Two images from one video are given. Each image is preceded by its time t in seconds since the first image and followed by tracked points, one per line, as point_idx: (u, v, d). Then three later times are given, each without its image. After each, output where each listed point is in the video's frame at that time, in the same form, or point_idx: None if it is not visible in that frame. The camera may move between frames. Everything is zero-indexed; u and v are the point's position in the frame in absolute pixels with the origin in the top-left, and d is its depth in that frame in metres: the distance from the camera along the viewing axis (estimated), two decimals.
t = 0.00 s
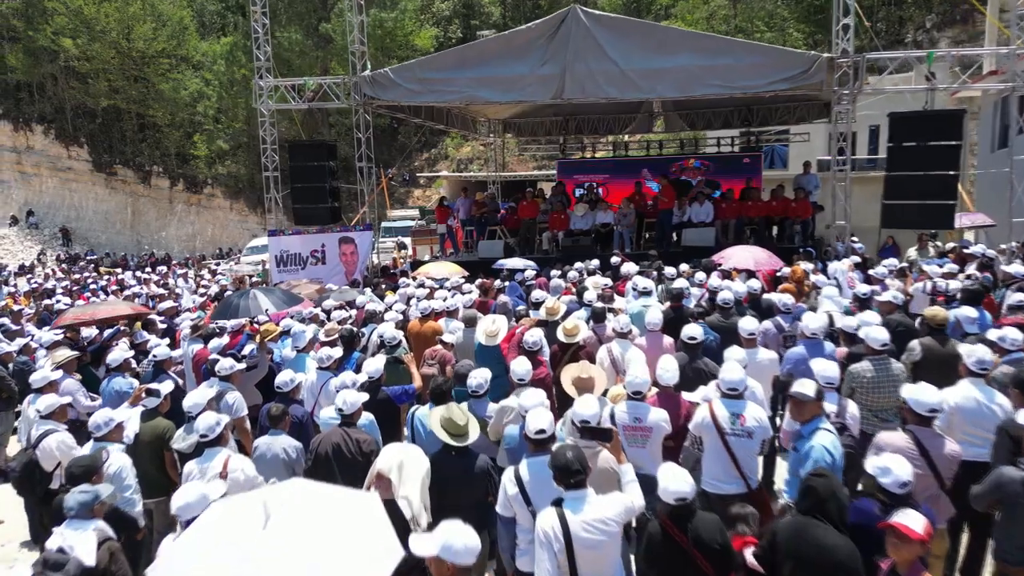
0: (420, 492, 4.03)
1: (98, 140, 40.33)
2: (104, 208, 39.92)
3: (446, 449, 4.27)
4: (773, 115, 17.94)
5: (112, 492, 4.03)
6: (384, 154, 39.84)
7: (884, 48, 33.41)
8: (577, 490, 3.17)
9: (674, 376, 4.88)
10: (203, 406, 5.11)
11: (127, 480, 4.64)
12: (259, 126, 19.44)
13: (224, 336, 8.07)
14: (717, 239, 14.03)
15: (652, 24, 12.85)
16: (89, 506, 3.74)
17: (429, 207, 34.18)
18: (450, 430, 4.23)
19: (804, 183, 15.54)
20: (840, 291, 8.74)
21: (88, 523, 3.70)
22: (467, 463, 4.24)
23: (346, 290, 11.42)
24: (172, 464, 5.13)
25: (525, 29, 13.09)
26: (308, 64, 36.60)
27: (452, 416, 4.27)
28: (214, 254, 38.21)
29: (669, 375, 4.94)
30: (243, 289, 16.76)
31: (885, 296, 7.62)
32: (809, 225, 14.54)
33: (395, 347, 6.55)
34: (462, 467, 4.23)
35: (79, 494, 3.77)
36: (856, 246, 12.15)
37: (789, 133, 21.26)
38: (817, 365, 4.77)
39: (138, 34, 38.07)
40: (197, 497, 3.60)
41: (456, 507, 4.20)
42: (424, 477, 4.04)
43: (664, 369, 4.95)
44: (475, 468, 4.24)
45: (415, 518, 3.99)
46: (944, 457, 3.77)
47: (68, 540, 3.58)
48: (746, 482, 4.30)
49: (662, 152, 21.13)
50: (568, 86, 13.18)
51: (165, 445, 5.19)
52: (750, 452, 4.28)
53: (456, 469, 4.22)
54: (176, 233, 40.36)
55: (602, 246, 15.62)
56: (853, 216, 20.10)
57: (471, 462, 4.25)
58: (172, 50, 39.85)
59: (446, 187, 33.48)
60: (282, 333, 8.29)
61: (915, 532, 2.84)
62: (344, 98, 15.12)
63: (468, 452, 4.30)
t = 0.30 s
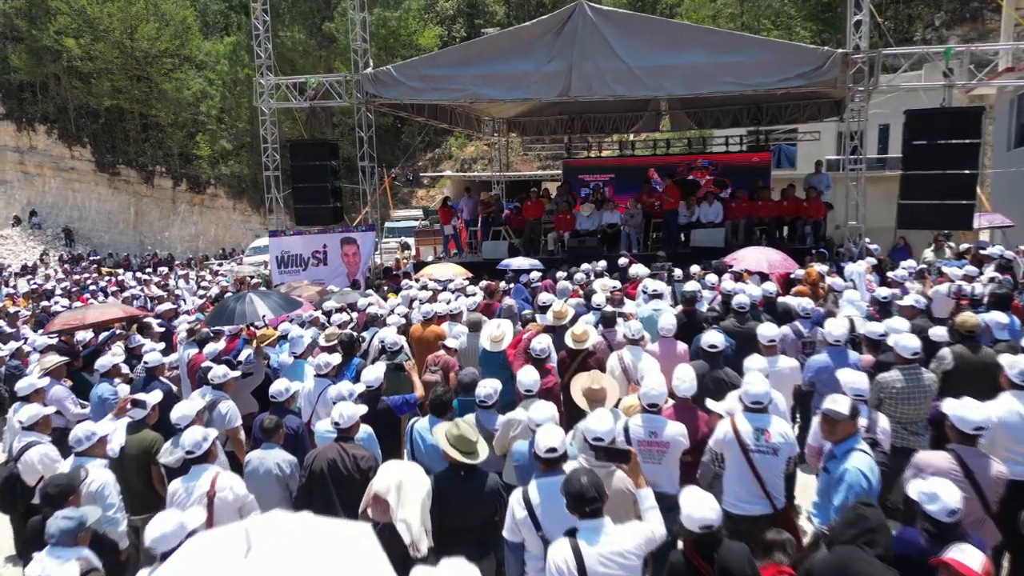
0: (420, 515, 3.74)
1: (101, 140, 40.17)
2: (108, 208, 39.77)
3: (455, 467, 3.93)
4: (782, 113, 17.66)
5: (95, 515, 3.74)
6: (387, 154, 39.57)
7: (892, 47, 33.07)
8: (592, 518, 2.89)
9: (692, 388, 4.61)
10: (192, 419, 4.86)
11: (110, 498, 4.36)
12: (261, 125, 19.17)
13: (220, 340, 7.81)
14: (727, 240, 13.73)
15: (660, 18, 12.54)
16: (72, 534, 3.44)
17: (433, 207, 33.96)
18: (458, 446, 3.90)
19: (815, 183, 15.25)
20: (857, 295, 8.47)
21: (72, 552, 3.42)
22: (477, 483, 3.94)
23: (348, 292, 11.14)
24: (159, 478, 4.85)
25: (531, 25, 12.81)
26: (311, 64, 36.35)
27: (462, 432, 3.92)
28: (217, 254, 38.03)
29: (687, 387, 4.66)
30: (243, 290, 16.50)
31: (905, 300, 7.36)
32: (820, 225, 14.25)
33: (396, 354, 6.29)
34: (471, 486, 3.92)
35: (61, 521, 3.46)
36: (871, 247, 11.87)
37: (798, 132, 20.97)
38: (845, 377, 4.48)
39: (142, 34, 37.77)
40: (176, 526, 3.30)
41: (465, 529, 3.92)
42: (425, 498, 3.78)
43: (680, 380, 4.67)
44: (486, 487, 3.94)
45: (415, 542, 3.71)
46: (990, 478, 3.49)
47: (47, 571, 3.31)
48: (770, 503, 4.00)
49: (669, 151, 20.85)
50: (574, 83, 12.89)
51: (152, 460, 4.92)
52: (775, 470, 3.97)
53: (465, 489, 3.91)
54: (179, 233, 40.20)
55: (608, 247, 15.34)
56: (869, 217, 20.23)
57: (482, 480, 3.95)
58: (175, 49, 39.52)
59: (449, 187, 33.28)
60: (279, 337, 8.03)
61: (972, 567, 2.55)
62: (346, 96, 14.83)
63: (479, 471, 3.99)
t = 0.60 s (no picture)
0: (418, 538, 3.48)
1: (104, 140, 39.98)
2: (111, 208, 39.64)
3: (463, 488, 3.70)
4: (792, 111, 17.38)
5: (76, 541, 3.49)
6: (391, 153, 39.32)
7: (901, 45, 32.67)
8: (607, 553, 2.59)
9: (710, 400, 4.37)
10: (178, 431, 4.64)
11: (91, 516, 4.09)
12: (261, 125, 18.95)
13: (214, 345, 7.58)
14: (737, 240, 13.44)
15: (667, 14, 12.26)
16: (52, 563, 3.20)
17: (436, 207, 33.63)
18: (467, 465, 3.67)
19: (826, 182, 14.95)
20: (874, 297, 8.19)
21: None
22: (487, 504, 3.67)
23: (349, 293, 10.88)
24: (144, 492, 4.60)
25: (536, 20, 12.53)
26: (315, 63, 36.05)
27: (471, 450, 3.69)
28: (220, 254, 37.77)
29: (704, 399, 4.41)
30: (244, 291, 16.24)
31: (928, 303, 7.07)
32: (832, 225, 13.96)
33: (397, 359, 6.08)
34: (480, 508, 3.66)
35: (40, 549, 3.22)
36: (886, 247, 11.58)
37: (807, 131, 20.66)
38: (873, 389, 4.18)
39: (145, 33, 37.53)
40: (155, 565, 2.96)
41: (473, 555, 3.65)
42: (422, 518, 3.51)
43: (698, 392, 4.42)
44: (496, 507, 3.67)
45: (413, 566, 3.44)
46: None
47: None
48: (797, 524, 3.72)
49: (676, 150, 20.55)
50: (579, 80, 12.62)
51: (136, 474, 4.67)
52: (802, 489, 3.69)
53: (474, 509, 3.65)
54: (182, 233, 39.98)
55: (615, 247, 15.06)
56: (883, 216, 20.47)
57: (493, 502, 3.70)
58: (179, 49, 39.11)
59: (453, 187, 33.00)
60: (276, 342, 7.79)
61: None
62: (347, 94, 14.55)
63: (488, 491, 3.74)
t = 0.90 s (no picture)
0: (417, 563, 3.18)
1: (107, 140, 39.82)
2: (113, 208, 39.53)
3: (472, 508, 3.43)
4: (801, 110, 17.10)
5: (50, 565, 3.21)
6: (393, 153, 39.18)
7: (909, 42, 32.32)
8: None
9: (731, 413, 4.12)
10: (165, 443, 4.38)
11: (69, 536, 3.84)
12: (262, 123, 18.73)
13: (209, 351, 7.32)
14: (747, 240, 13.14)
15: (676, 10, 11.98)
16: None
17: (439, 208, 33.42)
18: (476, 483, 3.41)
19: (837, 181, 14.67)
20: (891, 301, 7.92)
21: None
22: (498, 529, 3.40)
23: (350, 295, 10.62)
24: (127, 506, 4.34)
25: (541, 16, 12.26)
26: (318, 62, 35.81)
27: (482, 468, 3.44)
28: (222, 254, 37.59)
29: (724, 411, 4.15)
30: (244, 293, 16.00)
31: (951, 308, 6.78)
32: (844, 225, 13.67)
33: (398, 365, 5.84)
34: (489, 531, 3.39)
35: None
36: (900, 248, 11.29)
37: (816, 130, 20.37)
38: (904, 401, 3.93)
39: (148, 34, 37.28)
40: None
41: None
42: (421, 543, 3.21)
43: (717, 403, 4.16)
44: (507, 529, 3.41)
45: None
46: None
47: None
48: (829, 548, 3.45)
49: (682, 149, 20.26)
50: (585, 77, 12.35)
51: (120, 489, 4.40)
52: (833, 511, 3.41)
53: (483, 532, 3.38)
54: (185, 234, 39.84)
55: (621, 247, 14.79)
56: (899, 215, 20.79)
57: (503, 523, 3.43)
58: (181, 49, 38.85)
59: (456, 187, 32.79)
60: (273, 345, 7.53)
61: None
62: (349, 92, 14.27)
63: (499, 512, 3.47)
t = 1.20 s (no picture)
0: None
1: (109, 140, 39.56)
2: (116, 208, 39.36)
3: (479, 532, 3.18)
4: (811, 108, 16.83)
5: None
6: (396, 153, 38.90)
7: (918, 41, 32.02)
8: None
9: (752, 427, 3.87)
10: (151, 457, 4.13)
11: (48, 559, 3.64)
12: (263, 121, 18.51)
13: (206, 355, 7.09)
14: (757, 241, 12.87)
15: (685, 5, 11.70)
16: None
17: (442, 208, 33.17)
18: (484, 506, 3.16)
19: (849, 180, 14.39)
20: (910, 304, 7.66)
21: None
22: (506, 554, 3.14)
23: (352, 296, 10.39)
24: (112, 522, 4.09)
25: (547, 12, 12.00)
26: (321, 62, 35.50)
27: (490, 489, 3.18)
28: (225, 254, 37.37)
29: (745, 424, 3.90)
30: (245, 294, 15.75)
31: (975, 312, 6.52)
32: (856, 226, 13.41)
33: (400, 371, 5.59)
34: (496, 557, 3.13)
35: None
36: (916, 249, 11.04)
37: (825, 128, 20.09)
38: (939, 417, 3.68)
39: (150, 33, 36.84)
40: None
41: None
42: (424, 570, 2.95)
43: (738, 416, 3.91)
44: (517, 555, 3.15)
45: None
46: None
47: None
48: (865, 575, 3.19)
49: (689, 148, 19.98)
50: (592, 74, 12.08)
51: (103, 504, 4.16)
52: (868, 536, 3.16)
53: (491, 558, 3.13)
54: (187, 234, 39.61)
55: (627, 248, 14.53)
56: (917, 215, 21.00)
57: (512, 548, 3.17)
58: (184, 48, 38.55)
59: (460, 187, 32.55)
60: (271, 351, 7.28)
61: None
62: (351, 90, 14.00)
63: (507, 536, 3.21)
